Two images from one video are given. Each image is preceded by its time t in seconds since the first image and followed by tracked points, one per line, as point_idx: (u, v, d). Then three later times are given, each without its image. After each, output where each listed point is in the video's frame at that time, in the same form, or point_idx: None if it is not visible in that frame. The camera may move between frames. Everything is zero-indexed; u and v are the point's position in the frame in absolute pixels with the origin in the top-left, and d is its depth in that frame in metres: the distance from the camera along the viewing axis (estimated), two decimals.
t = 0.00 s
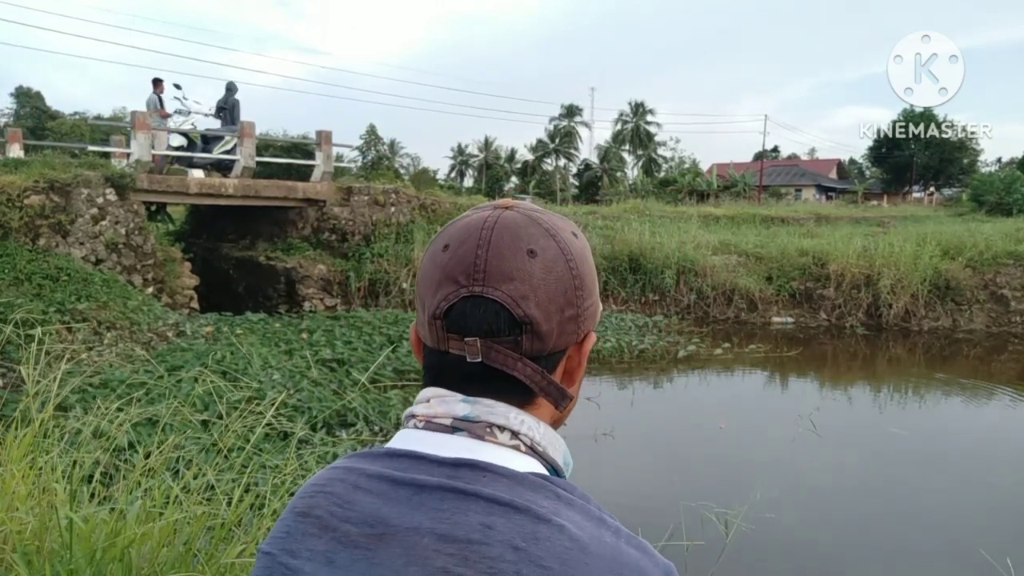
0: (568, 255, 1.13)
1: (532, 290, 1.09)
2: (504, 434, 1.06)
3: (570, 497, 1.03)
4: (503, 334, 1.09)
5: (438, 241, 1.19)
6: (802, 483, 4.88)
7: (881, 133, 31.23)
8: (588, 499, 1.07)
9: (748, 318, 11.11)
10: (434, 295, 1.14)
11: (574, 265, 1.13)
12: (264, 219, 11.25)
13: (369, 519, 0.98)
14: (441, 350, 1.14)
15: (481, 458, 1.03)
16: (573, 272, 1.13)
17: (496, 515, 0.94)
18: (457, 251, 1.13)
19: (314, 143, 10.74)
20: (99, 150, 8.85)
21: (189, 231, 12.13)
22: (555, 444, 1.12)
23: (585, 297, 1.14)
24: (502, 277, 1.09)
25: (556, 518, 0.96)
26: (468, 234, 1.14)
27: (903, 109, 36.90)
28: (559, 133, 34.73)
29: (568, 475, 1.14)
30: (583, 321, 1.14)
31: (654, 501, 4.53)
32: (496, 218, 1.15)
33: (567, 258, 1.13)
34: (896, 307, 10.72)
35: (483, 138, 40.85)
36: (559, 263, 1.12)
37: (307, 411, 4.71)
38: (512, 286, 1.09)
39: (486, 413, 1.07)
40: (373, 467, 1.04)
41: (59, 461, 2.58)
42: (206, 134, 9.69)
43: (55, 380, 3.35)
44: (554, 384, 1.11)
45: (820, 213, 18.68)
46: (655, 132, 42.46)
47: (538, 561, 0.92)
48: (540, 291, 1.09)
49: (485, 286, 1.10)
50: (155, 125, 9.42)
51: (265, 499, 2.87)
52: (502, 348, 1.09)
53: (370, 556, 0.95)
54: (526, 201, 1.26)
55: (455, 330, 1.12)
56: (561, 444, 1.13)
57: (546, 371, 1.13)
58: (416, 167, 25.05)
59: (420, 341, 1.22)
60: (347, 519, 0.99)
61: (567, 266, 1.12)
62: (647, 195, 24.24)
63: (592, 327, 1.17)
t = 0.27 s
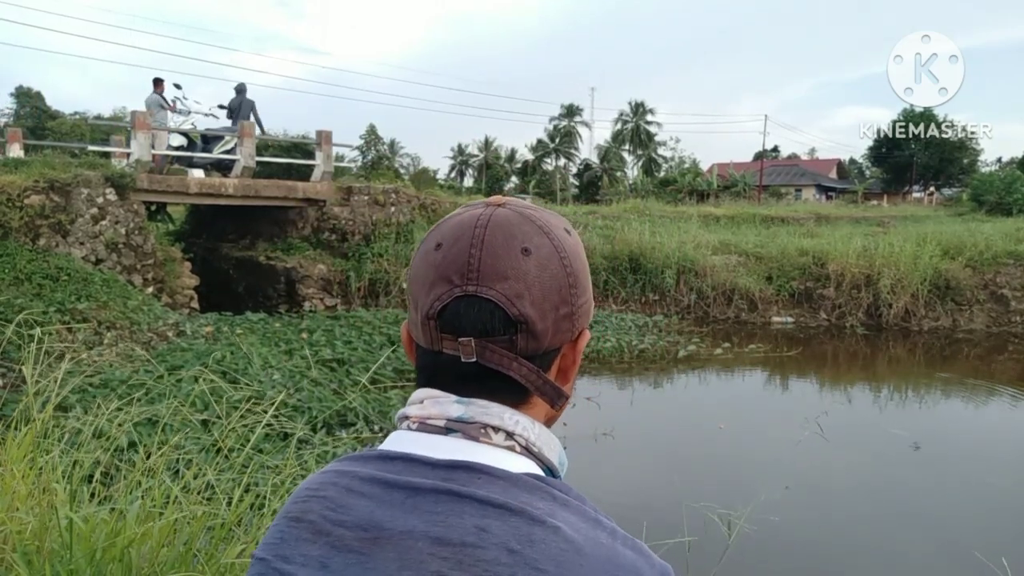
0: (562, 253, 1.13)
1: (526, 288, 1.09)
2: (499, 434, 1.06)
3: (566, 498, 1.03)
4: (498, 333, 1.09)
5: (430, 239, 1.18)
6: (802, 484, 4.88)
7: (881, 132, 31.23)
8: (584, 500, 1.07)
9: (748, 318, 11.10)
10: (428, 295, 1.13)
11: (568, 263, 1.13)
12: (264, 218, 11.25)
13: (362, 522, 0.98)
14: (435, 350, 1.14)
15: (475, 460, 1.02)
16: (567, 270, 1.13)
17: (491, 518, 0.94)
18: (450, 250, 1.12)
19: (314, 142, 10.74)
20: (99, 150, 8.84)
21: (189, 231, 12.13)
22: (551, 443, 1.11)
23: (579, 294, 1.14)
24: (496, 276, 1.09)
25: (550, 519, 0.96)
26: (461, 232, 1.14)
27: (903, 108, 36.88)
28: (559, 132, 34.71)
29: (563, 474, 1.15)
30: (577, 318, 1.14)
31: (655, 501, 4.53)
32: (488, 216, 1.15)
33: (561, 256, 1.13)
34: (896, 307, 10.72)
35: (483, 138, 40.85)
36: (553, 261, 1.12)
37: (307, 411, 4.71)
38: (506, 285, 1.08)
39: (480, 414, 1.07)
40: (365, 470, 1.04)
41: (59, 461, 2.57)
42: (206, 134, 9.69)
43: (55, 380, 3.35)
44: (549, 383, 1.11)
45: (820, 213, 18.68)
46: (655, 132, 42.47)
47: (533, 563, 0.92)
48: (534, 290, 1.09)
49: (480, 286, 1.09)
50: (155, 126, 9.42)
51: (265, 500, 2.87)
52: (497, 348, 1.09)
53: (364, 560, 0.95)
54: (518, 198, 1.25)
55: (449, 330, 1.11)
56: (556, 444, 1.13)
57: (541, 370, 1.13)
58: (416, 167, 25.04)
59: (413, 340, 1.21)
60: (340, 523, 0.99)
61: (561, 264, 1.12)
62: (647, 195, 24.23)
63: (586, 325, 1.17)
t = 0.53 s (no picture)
0: (560, 252, 1.13)
1: (524, 288, 1.09)
2: (498, 437, 1.06)
3: (565, 500, 1.03)
4: (496, 333, 1.09)
5: (426, 239, 1.18)
6: (802, 484, 4.89)
7: (881, 133, 31.23)
8: (583, 503, 1.07)
9: (749, 318, 11.11)
10: (424, 295, 1.13)
11: (566, 262, 1.13)
12: (264, 219, 11.25)
13: (360, 527, 0.98)
14: (432, 351, 1.14)
15: (473, 462, 1.02)
16: (564, 270, 1.13)
17: (489, 521, 0.94)
18: (446, 250, 1.13)
19: (314, 142, 10.75)
20: (99, 150, 8.85)
21: (189, 231, 12.13)
22: (549, 445, 1.12)
23: (577, 294, 1.14)
24: (493, 276, 1.09)
25: (550, 523, 0.96)
26: (458, 232, 1.14)
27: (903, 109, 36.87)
28: (559, 133, 34.72)
29: (561, 476, 1.15)
30: (575, 318, 1.14)
31: (654, 501, 4.53)
32: (485, 215, 1.15)
33: (559, 256, 1.13)
34: (896, 307, 10.72)
35: (483, 138, 40.85)
36: (550, 260, 1.12)
37: (307, 411, 4.71)
38: (503, 285, 1.09)
39: (478, 416, 1.07)
40: (363, 473, 1.04)
41: (59, 461, 2.58)
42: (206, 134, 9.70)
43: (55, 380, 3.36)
44: (548, 384, 1.11)
45: (820, 213, 18.68)
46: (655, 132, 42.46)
47: (533, 567, 0.92)
48: (532, 289, 1.09)
49: (476, 285, 1.09)
50: (155, 126, 9.41)
51: (265, 500, 2.87)
52: (495, 348, 1.09)
53: (361, 564, 0.95)
54: (515, 197, 1.25)
55: (446, 331, 1.11)
56: (554, 445, 1.13)
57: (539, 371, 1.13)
58: (416, 167, 25.06)
59: (409, 341, 1.21)
60: (338, 527, 0.99)
61: (558, 263, 1.12)
62: (647, 195, 24.24)
63: (584, 325, 1.17)
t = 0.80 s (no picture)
0: (554, 251, 1.13)
1: (517, 287, 1.09)
2: (493, 438, 1.06)
3: (561, 503, 1.03)
4: (489, 334, 1.09)
5: (420, 238, 1.18)
6: (802, 483, 4.89)
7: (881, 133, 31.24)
8: (579, 505, 1.07)
9: (749, 318, 11.11)
10: (417, 295, 1.14)
11: (560, 260, 1.13)
12: (264, 219, 11.26)
13: (354, 532, 0.98)
14: (425, 351, 1.14)
15: (468, 464, 1.03)
16: (559, 268, 1.13)
17: (485, 526, 0.94)
18: (439, 250, 1.13)
19: (314, 142, 10.76)
20: (99, 150, 8.85)
21: (189, 231, 12.14)
22: (545, 445, 1.11)
23: (571, 292, 1.14)
24: (486, 276, 1.09)
25: (545, 527, 0.96)
26: (450, 230, 1.14)
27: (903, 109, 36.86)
28: (559, 133, 34.72)
29: (558, 477, 1.15)
30: (570, 317, 1.14)
31: (653, 501, 4.53)
32: (478, 213, 1.15)
33: (553, 254, 1.13)
34: (896, 307, 10.73)
35: (483, 138, 40.86)
36: (544, 259, 1.11)
37: (307, 411, 4.71)
38: (496, 284, 1.08)
39: (473, 418, 1.07)
40: (357, 477, 1.04)
41: (59, 461, 2.58)
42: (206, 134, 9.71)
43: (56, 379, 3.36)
44: (543, 385, 1.11)
45: (820, 213, 18.68)
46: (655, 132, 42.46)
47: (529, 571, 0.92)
48: (525, 288, 1.09)
49: (469, 285, 1.09)
50: (155, 126, 9.41)
51: (265, 499, 2.87)
52: (489, 349, 1.09)
53: (354, 570, 0.95)
54: (510, 194, 1.25)
55: (439, 331, 1.11)
56: (550, 445, 1.13)
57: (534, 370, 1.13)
58: (416, 167, 25.06)
59: (403, 342, 1.21)
60: (332, 532, 0.99)
61: (552, 261, 1.12)
62: (647, 195, 24.24)
63: (579, 324, 1.17)
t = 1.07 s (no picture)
0: (551, 249, 1.13)
1: (514, 286, 1.09)
2: (488, 438, 1.06)
3: (558, 503, 1.03)
4: (485, 332, 1.09)
5: (414, 236, 1.18)
6: (802, 483, 4.89)
7: (881, 133, 31.23)
8: (576, 504, 1.07)
9: (749, 318, 11.11)
10: (412, 293, 1.13)
11: (557, 259, 1.13)
12: (264, 219, 11.26)
13: (349, 536, 0.97)
14: (420, 350, 1.14)
15: (463, 466, 1.02)
16: (555, 267, 1.13)
17: (480, 528, 0.93)
18: (434, 247, 1.12)
19: (314, 142, 10.77)
20: (99, 150, 8.85)
21: (189, 231, 12.14)
22: (541, 445, 1.11)
23: (568, 290, 1.14)
24: (481, 274, 1.09)
25: (541, 527, 0.96)
26: (445, 228, 1.14)
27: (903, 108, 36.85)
28: (559, 133, 34.71)
29: (555, 476, 1.14)
30: (566, 316, 1.15)
31: (654, 501, 4.53)
32: (473, 211, 1.15)
33: (550, 252, 1.12)
34: (896, 307, 10.73)
35: (483, 138, 40.84)
36: (540, 257, 1.11)
37: (307, 411, 4.71)
38: (493, 283, 1.08)
39: (467, 418, 1.07)
40: (352, 480, 1.04)
41: (59, 461, 2.58)
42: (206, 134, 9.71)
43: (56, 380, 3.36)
44: (539, 384, 1.11)
45: (820, 213, 18.68)
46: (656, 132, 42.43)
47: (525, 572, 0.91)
48: (522, 286, 1.09)
49: (465, 284, 1.09)
50: (156, 126, 9.39)
51: (265, 499, 2.87)
52: (485, 347, 1.09)
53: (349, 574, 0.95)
54: (505, 192, 1.25)
55: (434, 329, 1.11)
56: (546, 443, 1.13)
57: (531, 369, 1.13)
58: (416, 167, 25.06)
59: (398, 340, 1.21)
60: (326, 535, 0.99)
61: (548, 259, 1.12)
62: (647, 195, 24.24)
63: (575, 322, 1.17)
